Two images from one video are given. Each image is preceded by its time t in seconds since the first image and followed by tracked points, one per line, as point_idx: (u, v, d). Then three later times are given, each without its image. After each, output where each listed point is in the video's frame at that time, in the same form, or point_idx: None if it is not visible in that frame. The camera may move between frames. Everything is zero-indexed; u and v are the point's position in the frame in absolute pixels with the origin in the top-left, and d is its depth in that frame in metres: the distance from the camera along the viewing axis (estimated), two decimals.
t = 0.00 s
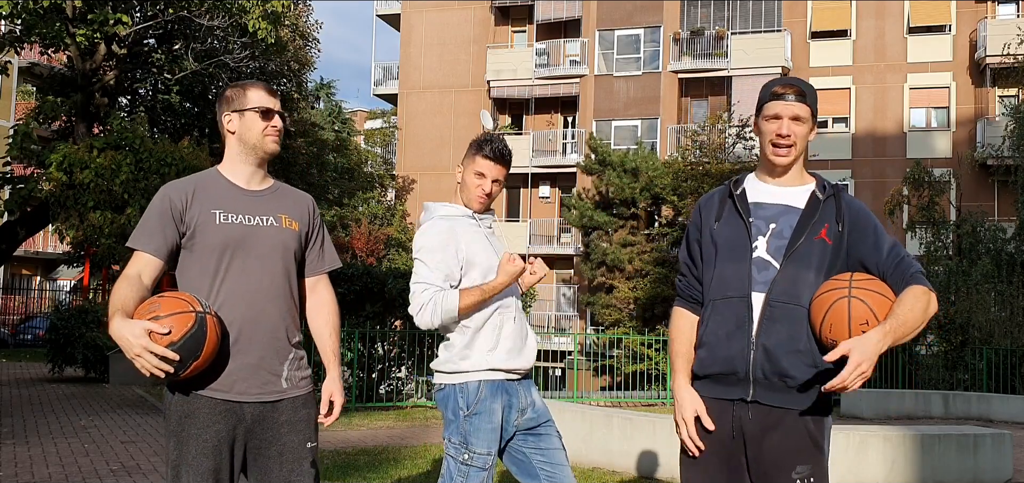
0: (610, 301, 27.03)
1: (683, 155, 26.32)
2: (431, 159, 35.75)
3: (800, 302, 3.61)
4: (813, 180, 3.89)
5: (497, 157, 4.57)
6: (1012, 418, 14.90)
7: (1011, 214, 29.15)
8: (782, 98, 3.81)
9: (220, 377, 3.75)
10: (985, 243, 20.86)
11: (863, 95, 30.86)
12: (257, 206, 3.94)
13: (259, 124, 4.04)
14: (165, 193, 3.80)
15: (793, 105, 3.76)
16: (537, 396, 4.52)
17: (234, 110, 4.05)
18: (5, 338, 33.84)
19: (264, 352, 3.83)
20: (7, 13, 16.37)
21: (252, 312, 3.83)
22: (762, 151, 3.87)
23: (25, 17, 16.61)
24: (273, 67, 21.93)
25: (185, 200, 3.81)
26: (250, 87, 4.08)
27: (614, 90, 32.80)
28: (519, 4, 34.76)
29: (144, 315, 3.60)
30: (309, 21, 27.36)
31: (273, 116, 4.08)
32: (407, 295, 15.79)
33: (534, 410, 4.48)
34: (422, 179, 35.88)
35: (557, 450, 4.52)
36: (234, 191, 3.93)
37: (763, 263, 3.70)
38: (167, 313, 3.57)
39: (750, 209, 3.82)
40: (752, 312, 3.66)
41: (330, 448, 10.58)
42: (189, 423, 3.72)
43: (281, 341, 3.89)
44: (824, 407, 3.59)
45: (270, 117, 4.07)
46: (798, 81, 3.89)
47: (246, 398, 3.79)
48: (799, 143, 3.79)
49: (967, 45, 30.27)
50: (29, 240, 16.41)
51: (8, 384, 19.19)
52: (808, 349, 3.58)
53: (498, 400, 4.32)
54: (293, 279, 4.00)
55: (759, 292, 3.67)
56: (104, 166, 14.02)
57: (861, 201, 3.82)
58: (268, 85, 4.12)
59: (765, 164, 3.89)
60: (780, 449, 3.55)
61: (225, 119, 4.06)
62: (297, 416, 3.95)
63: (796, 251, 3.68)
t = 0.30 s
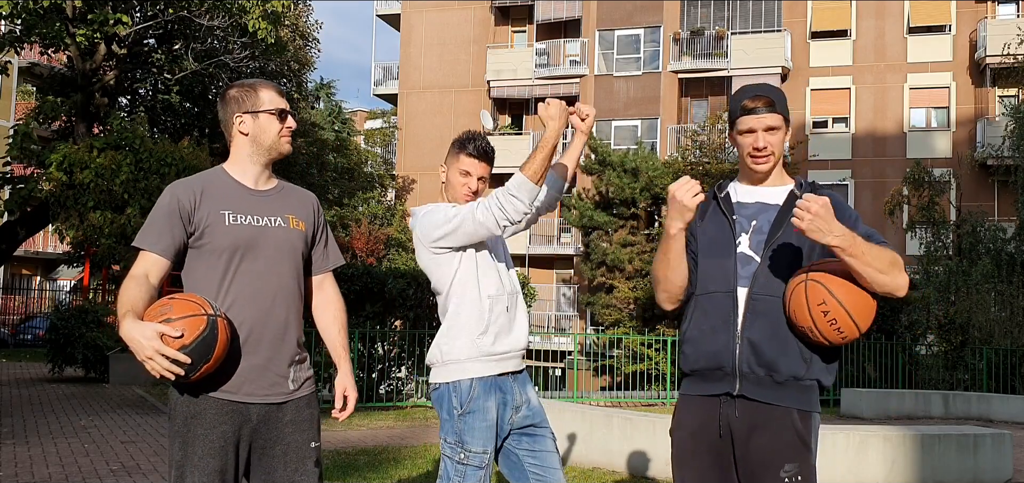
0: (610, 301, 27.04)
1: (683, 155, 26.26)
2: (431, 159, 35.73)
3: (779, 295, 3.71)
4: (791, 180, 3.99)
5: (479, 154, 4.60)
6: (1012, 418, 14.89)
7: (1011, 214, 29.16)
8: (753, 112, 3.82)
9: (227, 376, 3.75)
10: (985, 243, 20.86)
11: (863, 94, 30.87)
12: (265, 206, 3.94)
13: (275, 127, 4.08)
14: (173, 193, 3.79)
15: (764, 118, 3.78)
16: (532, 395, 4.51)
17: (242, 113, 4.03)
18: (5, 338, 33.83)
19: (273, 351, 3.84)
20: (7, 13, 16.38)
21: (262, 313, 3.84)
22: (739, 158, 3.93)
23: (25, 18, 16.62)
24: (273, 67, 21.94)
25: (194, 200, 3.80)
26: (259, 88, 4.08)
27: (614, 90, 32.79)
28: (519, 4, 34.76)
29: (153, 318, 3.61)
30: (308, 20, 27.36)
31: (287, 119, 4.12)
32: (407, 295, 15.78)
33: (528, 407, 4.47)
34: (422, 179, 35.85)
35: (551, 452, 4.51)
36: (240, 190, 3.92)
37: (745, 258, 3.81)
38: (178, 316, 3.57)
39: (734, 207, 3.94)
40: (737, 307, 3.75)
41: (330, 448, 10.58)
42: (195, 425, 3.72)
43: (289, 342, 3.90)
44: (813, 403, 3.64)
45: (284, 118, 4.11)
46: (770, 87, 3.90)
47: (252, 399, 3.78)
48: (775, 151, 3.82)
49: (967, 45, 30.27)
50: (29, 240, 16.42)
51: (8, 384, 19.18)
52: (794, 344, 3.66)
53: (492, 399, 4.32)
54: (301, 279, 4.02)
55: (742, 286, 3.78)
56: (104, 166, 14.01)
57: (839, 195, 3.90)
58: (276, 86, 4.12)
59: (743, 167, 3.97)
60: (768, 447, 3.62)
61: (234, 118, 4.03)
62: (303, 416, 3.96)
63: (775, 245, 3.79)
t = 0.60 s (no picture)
0: (609, 301, 27.04)
1: (683, 155, 26.26)
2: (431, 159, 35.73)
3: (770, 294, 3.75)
4: (776, 184, 4.05)
5: (488, 151, 4.68)
6: (1012, 418, 14.88)
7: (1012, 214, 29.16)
8: (738, 116, 3.86)
9: (228, 378, 3.75)
10: (985, 243, 20.85)
11: (863, 95, 30.87)
12: (267, 207, 3.94)
13: (277, 127, 4.07)
14: (174, 192, 3.78)
15: (750, 122, 3.82)
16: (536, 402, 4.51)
17: (244, 113, 4.02)
18: (5, 338, 33.82)
19: (273, 352, 3.84)
20: (7, 13, 16.39)
21: (264, 315, 3.84)
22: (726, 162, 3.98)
23: (25, 18, 16.62)
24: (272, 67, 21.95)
25: (195, 200, 3.80)
26: (262, 88, 4.08)
27: (614, 90, 32.79)
28: (519, 4, 34.76)
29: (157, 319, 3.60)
30: (308, 20, 27.37)
31: (288, 120, 4.11)
32: (407, 295, 15.77)
33: (533, 413, 4.49)
34: (422, 179, 35.86)
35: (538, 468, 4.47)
36: (241, 191, 3.92)
37: (735, 258, 3.84)
38: (182, 319, 3.56)
39: (721, 209, 3.96)
40: (727, 306, 3.77)
41: (330, 448, 10.58)
42: (194, 426, 3.72)
43: (288, 343, 3.91)
44: (802, 402, 3.69)
45: (286, 119, 4.11)
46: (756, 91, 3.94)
47: (251, 400, 3.78)
48: (760, 156, 3.88)
49: (967, 45, 30.27)
50: (29, 240, 16.41)
51: (8, 384, 19.18)
52: (785, 344, 3.70)
53: (502, 399, 4.32)
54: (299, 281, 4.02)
55: (733, 286, 3.80)
56: (104, 166, 14.01)
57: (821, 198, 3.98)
58: (277, 86, 4.11)
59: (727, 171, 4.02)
60: (760, 447, 3.64)
61: (236, 119, 4.02)
62: (301, 416, 3.96)
63: (764, 244, 3.83)
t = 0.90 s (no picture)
0: (609, 302, 27.06)
1: (683, 154, 26.25)
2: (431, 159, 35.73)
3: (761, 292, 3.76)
4: (768, 185, 4.05)
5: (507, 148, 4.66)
6: (1012, 418, 14.87)
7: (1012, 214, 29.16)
8: (733, 116, 3.86)
9: (221, 379, 3.76)
10: (985, 243, 20.85)
11: (863, 95, 30.89)
12: (261, 208, 3.95)
13: (273, 129, 4.08)
14: (169, 192, 3.77)
15: (745, 123, 3.83)
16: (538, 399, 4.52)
17: (240, 114, 4.02)
18: (5, 338, 33.79)
19: (267, 354, 3.85)
20: (7, 13, 16.39)
21: (257, 316, 3.84)
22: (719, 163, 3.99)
23: (25, 17, 16.62)
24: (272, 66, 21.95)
25: (189, 201, 3.79)
26: (258, 88, 4.08)
27: (614, 90, 32.79)
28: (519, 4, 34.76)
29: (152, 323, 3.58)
30: (308, 20, 27.38)
31: (285, 122, 4.11)
32: (407, 295, 15.77)
33: (536, 413, 4.51)
34: (422, 179, 35.85)
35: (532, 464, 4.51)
36: (236, 192, 3.92)
37: (727, 257, 3.84)
38: (175, 322, 3.55)
39: (714, 208, 3.95)
40: (719, 303, 3.78)
41: (330, 448, 10.58)
42: (187, 426, 3.72)
43: (281, 344, 3.91)
44: (795, 400, 3.69)
45: (283, 120, 4.10)
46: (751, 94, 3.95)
47: (244, 402, 3.79)
48: (752, 159, 3.89)
49: (967, 45, 30.26)
50: (29, 240, 16.41)
51: (8, 384, 19.18)
52: (777, 342, 3.71)
53: (509, 396, 4.33)
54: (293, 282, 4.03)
55: (725, 284, 3.80)
56: (104, 166, 14.01)
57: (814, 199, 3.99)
58: (274, 87, 4.11)
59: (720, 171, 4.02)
60: (754, 445, 3.64)
61: (232, 119, 4.01)
62: (295, 417, 3.96)
63: (756, 242, 3.84)
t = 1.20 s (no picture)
0: (609, 302, 27.08)
1: (683, 154, 26.20)
2: (431, 159, 35.74)
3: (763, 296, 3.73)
4: (774, 184, 4.03)
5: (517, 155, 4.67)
6: (1012, 418, 14.88)
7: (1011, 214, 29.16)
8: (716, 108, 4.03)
9: (215, 380, 3.75)
10: (985, 243, 20.85)
11: (863, 94, 30.89)
12: (254, 208, 3.95)
13: (268, 129, 4.08)
14: (162, 192, 3.77)
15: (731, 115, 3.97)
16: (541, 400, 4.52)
17: (234, 114, 4.01)
18: (5, 338, 33.79)
19: (261, 354, 3.85)
20: (6, 13, 16.38)
21: (252, 316, 3.85)
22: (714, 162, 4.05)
23: (25, 17, 16.62)
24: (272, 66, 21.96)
25: (183, 200, 3.79)
26: (252, 88, 4.08)
27: (614, 90, 32.79)
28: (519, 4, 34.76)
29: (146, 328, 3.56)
30: (308, 20, 27.39)
31: (279, 122, 4.11)
32: (407, 295, 15.77)
33: (539, 414, 4.51)
34: (422, 179, 35.85)
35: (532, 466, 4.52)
36: (229, 192, 3.92)
37: (727, 260, 3.84)
38: (168, 324, 3.54)
39: (715, 210, 3.97)
40: (719, 306, 3.78)
41: (330, 448, 10.58)
42: (182, 426, 3.72)
43: (275, 344, 3.91)
44: (795, 402, 3.69)
45: (277, 121, 4.11)
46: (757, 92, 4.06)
47: (238, 402, 3.79)
48: (727, 147, 3.96)
49: (967, 45, 30.26)
50: (29, 240, 16.41)
51: (8, 384, 19.19)
52: (773, 345, 3.70)
53: (514, 395, 4.33)
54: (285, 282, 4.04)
55: (726, 287, 3.80)
56: (104, 166, 14.01)
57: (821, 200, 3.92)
58: (268, 88, 4.12)
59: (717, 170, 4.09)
60: (753, 446, 3.64)
61: (226, 119, 4.01)
62: (288, 417, 3.97)
63: (759, 245, 3.81)
